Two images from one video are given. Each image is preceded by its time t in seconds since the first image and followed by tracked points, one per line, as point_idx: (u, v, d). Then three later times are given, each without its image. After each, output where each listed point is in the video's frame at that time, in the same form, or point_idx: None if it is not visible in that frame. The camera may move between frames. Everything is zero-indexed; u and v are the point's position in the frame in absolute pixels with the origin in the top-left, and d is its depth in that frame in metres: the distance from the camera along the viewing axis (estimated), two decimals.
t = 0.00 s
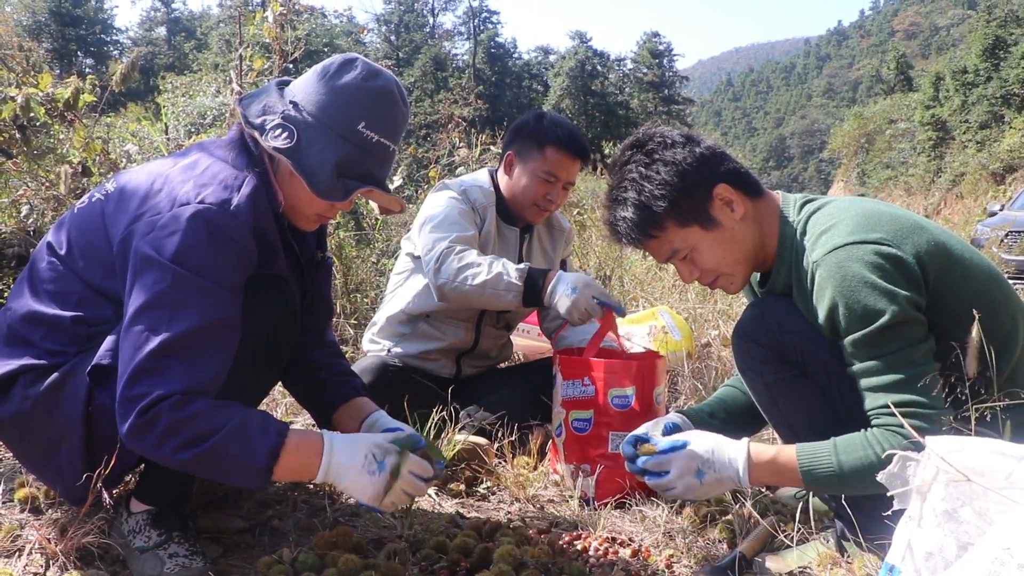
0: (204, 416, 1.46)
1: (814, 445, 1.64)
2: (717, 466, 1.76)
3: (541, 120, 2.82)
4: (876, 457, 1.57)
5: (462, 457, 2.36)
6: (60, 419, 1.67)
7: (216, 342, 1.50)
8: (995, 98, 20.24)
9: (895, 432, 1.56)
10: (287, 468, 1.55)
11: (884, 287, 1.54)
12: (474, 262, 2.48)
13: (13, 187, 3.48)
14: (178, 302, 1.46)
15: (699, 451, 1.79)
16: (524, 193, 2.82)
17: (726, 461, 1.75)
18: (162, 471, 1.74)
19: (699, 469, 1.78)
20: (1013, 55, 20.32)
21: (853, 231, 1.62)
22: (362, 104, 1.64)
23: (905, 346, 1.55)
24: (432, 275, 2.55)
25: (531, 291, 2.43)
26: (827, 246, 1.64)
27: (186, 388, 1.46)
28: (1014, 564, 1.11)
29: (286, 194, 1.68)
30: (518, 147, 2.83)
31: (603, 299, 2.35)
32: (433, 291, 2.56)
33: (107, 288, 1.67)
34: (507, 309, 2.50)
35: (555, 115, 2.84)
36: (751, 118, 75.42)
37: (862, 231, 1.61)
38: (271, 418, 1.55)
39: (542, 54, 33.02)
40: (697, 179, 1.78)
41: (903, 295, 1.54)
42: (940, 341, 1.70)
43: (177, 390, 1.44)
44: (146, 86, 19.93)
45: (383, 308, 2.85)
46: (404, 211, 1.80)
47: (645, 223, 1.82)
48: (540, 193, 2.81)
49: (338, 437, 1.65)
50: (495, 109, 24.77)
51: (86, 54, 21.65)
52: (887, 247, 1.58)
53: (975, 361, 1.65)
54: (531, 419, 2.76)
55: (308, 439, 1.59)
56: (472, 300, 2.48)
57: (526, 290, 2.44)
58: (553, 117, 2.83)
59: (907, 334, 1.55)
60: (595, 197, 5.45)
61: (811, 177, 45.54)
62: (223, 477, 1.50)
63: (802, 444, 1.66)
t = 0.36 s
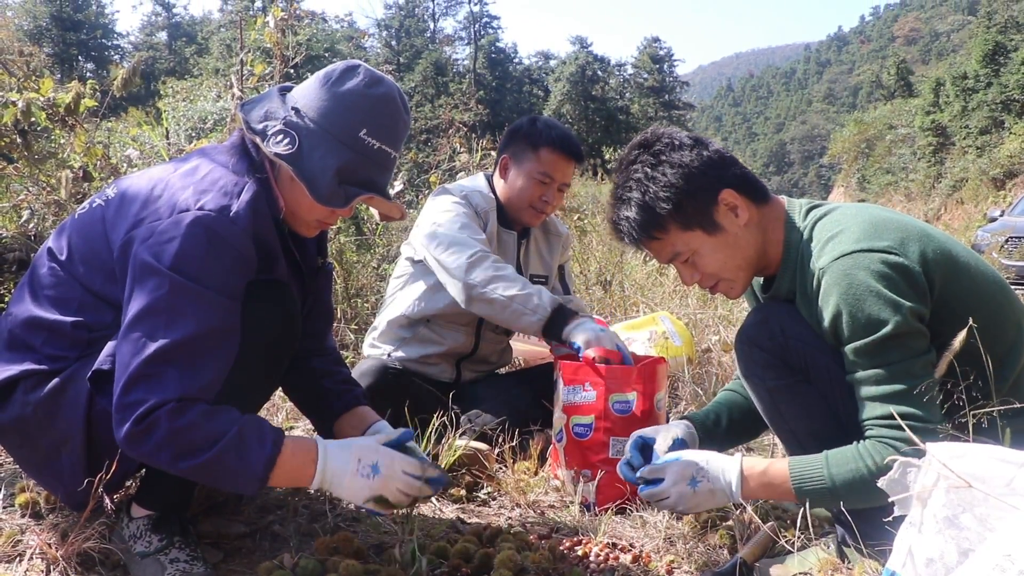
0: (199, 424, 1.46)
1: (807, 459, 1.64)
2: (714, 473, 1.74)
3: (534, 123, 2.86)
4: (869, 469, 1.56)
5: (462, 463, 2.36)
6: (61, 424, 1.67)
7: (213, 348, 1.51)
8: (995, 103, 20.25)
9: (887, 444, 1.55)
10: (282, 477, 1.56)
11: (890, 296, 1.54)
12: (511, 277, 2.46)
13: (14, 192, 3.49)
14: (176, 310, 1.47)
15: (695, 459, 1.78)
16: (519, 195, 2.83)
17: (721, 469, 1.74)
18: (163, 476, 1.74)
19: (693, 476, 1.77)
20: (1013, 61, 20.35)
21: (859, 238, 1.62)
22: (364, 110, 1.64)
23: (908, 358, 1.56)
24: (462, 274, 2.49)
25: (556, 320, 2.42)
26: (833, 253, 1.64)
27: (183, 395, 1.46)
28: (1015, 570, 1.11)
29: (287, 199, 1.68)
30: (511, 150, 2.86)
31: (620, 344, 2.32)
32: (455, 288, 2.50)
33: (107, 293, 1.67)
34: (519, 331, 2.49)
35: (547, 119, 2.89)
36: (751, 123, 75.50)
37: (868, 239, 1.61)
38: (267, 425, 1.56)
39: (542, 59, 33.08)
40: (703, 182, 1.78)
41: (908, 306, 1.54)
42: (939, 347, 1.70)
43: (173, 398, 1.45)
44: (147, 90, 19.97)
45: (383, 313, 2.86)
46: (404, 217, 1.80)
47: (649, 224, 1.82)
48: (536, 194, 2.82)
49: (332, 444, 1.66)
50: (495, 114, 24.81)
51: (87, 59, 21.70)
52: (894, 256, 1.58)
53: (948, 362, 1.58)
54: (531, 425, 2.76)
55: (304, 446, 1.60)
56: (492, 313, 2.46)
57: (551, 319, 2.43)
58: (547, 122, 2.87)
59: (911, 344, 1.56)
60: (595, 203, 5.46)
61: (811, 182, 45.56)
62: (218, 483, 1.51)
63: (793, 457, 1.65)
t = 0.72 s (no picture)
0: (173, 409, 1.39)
1: (749, 467, 1.63)
2: (659, 475, 1.73)
3: (537, 124, 2.87)
4: (814, 474, 1.55)
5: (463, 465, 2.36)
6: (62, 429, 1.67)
7: (206, 343, 1.48)
8: (995, 105, 20.25)
9: (838, 446, 1.54)
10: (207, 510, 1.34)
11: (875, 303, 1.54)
12: (493, 278, 2.50)
13: (14, 196, 3.49)
14: (178, 301, 1.46)
15: (642, 460, 1.77)
16: (522, 195, 2.83)
17: (666, 471, 1.73)
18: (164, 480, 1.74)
19: (640, 478, 1.76)
20: (1013, 63, 20.36)
21: (858, 240, 1.62)
22: (368, 114, 1.65)
23: (884, 363, 1.53)
24: (450, 288, 2.56)
25: (551, 309, 2.47)
26: (831, 253, 1.64)
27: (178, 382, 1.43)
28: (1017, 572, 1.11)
29: (291, 201, 1.70)
30: (514, 151, 2.87)
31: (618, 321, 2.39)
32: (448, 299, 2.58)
33: (112, 299, 1.67)
34: (522, 322, 2.55)
35: (549, 120, 2.90)
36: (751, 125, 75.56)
37: (866, 242, 1.61)
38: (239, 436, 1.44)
39: (542, 62, 33.11)
40: (708, 177, 1.77)
41: (891, 315, 1.54)
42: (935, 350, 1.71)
43: (155, 377, 1.41)
44: (147, 94, 19.99)
45: (385, 315, 2.86)
46: (407, 221, 1.81)
47: (648, 210, 1.83)
48: (539, 194, 2.83)
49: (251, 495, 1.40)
50: (495, 117, 24.83)
51: (87, 63, 21.74)
52: (889, 261, 1.58)
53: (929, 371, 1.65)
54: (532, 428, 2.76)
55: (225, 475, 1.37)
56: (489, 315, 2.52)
57: (544, 309, 2.47)
58: (549, 123, 2.87)
59: (888, 352, 1.54)
60: (595, 206, 5.47)
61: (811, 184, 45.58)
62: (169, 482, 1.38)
63: (737, 466, 1.65)
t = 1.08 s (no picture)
0: (191, 411, 1.43)
1: (724, 464, 1.65)
2: (632, 481, 1.72)
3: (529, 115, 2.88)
4: (789, 467, 1.55)
5: (462, 464, 2.36)
6: (57, 429, 1.67)
7: (204, 348, 1.49)
8: (994, 104, 20.25)
9: (815, 438, 1.54)
10: (276, 469, 1.50)
11: (864, 304, 1.54)
12: (501, 241, 2.45)
13: (13, 196, 3.49)
14: (171, 303, 1.45)
15: (614, 466, 1.75)
16: (516, 183, 2.83)
17: (639, 476, 1.71)
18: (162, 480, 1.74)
19: (614, 482, 1.74)
20: (1012, 62, 20.36)
21: (854, 238, 1.61)
22: (363, 113, 1.65)
23: (874, 361, 1.53)
24: (457, 256, 2.49)
25: (559, 269, 2.43)
26: (827, 252, 1.64)
27: (177, 382, 1.45)
28: (1015, 569, 1.10)
29: (287, 201, 1.69)
30: (508, 139, 2.88)
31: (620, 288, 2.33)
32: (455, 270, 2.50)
33: (104, 297, 1.67)
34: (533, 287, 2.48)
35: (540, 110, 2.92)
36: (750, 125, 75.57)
37: (863, 240, 1.60)
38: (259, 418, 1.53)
39: (541, 61, 33.10)
40: (718, 162, 1.78)
41: (881, 314, 1.53)
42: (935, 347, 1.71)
43: (165, 384, 1.43)
44: (146, 93, 19.97)
45: (386, 313, 2.86)
46: (406, 222, 1.80)
47: (657, 187, 1.81)
48: (532, 181, 2.83)
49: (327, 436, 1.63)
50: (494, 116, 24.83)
51: (86, 63, 21.72)
52: (884, 260, 1.57)
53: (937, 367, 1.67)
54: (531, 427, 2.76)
55: (296, 439, 1.54)
56: (500, 278, 2.45)
57: (555, 269, 2.44)
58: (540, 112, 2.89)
59: (877, 350, 1.53)
60: (595, 206, 5.47)
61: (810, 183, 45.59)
62: (210, 475, 1.46)
63: (711, 464, 1.65)
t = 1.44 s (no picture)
0: (213, 419, 1.46)
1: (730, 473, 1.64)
2: (637, 495, 1.73)
3: (538, 118, 2.86)
4: (795, 479, 1.55)
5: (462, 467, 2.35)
6: (59, 431, 1.67)
7: (219, 354, 1.50)
8: (993, 106, 20.27)
9: (821, 450, 1.54)
10: (295, 474, 1.58)
11: (867, 315, 1.54)
12: (503, 222, 2.42)
13: (13, 197, 3.49)
14: (185, 311, 1.46)
15: (620, 479, 1.76)
16: (517, 187, 2.85)
17: (644, 489, 1.72)
18: (161, 483, 1.74)
19: (620, 495, 1.77)
20: (1011, 65, 20.39)
21: (856, 245, 1.61)
22: (369, 121, 1.65)
23: (876, 370, 1.54)
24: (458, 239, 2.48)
25: (562, 251, 2.40)
26: (829, 258, 1.64)
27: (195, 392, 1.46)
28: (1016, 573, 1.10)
29: (291, 207, 1.69)
30: (514, 143, 2.87)
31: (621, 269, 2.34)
32: (456, 252, 2.48)
33: (109, 299, 1.68)
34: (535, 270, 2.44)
35: (550, 114, 2.88)
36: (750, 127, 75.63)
37: (865, 248, 1.60)
38: (275, 424, 1.58)
39: (541, 63, 33.11)
40: (719, 175, 1.76)
41: (885, 322, 1.53)
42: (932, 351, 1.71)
43: (187, 394, 1.44)
44: (146, 94, 19.97)
45: (389, 316, 2.86)
46: (407, 228, 1.80)
47: (657, 202, 1.80)
48: (533, 188, 2.84)
49: (337, 439, 1.71)
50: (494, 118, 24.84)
51: (86, 64, 21.73)
52: (886, 268, 1.57)
53: (927, 377, 1.70)
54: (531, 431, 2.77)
55: (310, 443, 1.62)
56: (501, 260, 2.42)
57: (558, 249, 2.41)
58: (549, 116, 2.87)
59: (879, 360, 1.54)
60: (595, 207, 5.48)
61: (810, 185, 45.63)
62: (234, 482, 1.50)
63: (717, 474, 1.65)
